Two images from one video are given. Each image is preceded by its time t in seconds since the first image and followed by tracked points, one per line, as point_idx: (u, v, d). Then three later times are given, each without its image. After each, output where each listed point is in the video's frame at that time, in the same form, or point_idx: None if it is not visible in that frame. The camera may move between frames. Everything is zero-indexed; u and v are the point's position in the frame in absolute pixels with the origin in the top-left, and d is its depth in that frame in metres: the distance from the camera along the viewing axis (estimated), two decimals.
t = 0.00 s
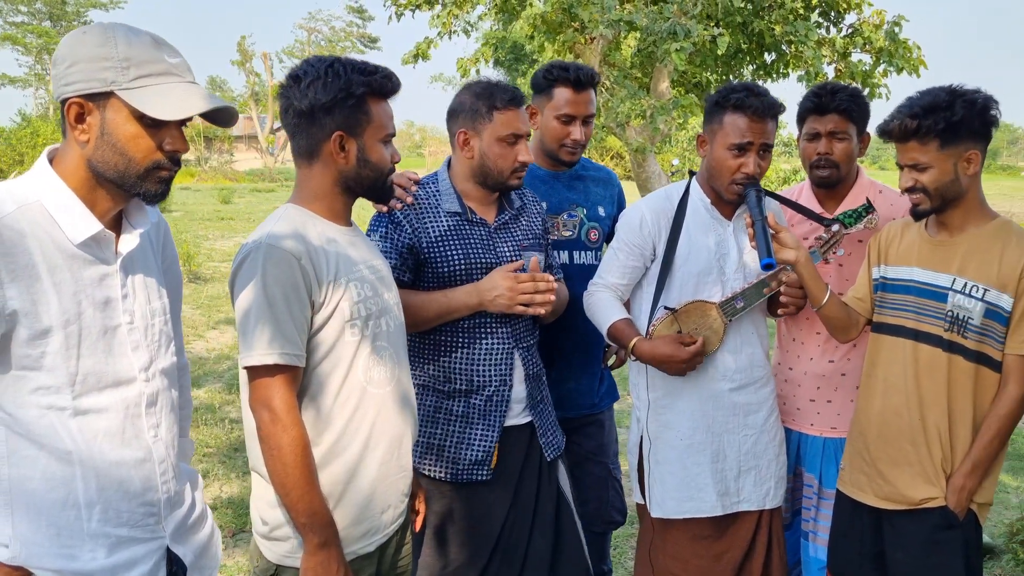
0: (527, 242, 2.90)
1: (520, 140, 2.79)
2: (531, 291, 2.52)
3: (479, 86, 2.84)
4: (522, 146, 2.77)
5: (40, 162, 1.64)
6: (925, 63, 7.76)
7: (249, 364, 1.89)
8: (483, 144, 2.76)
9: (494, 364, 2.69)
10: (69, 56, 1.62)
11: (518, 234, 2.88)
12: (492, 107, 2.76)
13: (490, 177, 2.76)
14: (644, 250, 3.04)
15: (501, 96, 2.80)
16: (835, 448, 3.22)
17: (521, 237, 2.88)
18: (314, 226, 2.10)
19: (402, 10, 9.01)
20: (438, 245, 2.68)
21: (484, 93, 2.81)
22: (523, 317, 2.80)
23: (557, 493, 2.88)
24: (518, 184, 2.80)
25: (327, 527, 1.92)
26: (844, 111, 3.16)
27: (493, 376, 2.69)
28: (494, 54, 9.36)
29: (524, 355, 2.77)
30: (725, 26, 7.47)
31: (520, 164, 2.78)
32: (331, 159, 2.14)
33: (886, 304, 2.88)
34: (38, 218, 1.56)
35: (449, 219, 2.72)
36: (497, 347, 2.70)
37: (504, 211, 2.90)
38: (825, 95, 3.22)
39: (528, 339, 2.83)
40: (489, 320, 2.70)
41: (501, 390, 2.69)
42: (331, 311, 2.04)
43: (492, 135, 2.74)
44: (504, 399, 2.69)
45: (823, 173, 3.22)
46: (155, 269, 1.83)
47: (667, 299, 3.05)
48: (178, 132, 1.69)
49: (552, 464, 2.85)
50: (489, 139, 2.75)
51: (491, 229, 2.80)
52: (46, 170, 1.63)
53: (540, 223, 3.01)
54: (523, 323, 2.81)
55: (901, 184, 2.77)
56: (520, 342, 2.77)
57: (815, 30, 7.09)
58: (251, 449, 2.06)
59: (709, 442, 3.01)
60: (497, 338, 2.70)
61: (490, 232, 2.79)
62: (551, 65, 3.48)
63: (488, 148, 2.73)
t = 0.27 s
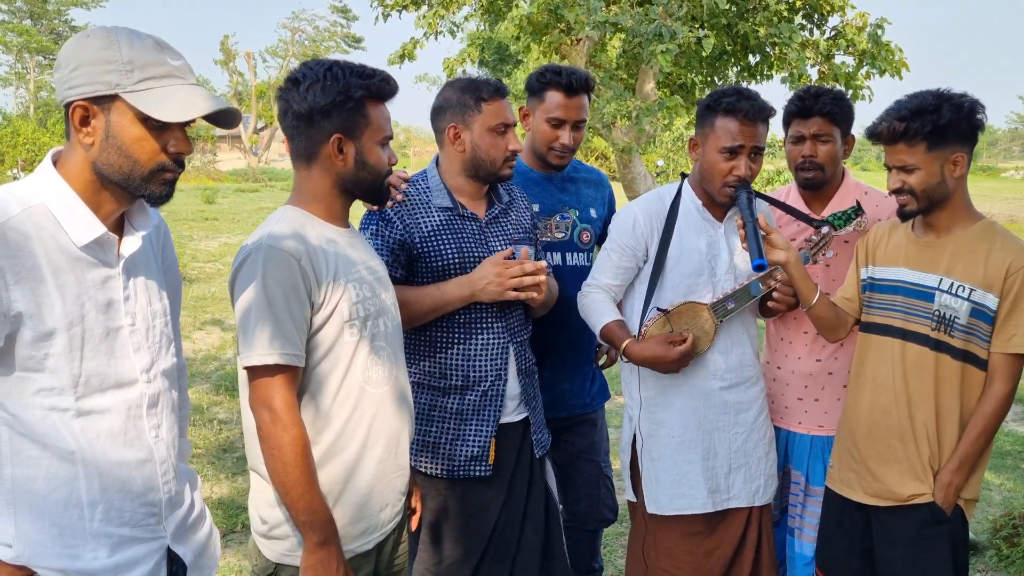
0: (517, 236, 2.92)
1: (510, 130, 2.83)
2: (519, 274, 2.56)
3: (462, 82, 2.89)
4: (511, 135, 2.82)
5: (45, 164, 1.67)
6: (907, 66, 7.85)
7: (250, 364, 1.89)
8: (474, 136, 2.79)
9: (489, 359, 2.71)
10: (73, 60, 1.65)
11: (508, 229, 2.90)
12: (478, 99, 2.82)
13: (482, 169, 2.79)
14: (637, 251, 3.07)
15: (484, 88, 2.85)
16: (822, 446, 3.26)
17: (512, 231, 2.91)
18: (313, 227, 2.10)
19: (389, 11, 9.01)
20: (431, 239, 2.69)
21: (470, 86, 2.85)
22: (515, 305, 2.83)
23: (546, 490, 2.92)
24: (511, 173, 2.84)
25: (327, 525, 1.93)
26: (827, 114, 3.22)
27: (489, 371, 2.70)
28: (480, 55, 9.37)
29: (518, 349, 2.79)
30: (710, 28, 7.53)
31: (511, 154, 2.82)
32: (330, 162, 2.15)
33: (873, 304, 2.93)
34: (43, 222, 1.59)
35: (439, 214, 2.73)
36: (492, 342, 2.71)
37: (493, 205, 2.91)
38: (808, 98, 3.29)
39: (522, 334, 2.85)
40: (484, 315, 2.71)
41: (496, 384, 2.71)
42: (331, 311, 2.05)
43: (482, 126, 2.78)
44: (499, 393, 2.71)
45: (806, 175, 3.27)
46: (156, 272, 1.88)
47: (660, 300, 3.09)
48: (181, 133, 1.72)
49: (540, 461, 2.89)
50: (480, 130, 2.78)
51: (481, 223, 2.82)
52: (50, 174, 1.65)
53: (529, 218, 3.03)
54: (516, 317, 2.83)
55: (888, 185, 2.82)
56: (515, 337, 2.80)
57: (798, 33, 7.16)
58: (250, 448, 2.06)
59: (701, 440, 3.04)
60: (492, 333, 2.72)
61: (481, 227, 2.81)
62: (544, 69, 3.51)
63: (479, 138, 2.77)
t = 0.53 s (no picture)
0: (513, 244, 2.94)
1: (511, 144, 2.84)
2: (521, 291, 2.57)
3: (468, 91, 2.87)
4: (512, 149, 2.83)
5: (46, 164, 1.69)
6: (890, 67, 7.92)
7: (249, 362, 1.90)
8: (476, 148, 2.79)
9: (487, 363, 2.73)
10: (68, 61, 1.66)
11: (505, 236, 2.92)
12: (484, 113, 2.80)
13: (481, 181, 2.81)
14: (629, 250, 3.10)
15: (491, 101, 2.83)
16: (816, 446, 3.30)
17: (508, 239, 2.93)
18: (312, 227, 2.11)
19: (376, 10, 8.98)
20: (429, 247, 2.70)
21: (475, 98, 2.83)
22: (513, 315, 2.84)
23: (546, 487, 2.93)
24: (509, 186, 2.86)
25: (325, 521, 1.94)
26: (820, 116, 3.26)
27: (487, 375, 2.72)
28: (467, 55, 9.37)
29: (515, 353, 2.81)
30: (696, 29, 7.57)
31: (511, 167, 2.83)
32: (327, 162, 2.16)
33: (862, 302, 2.97)
34: (44, 223, 1.60)
35: (438, 221, 2.75)
36: (489, 346, 2.73)
37: (490, 212, 2.94)
38: (799, 101, 3.34)
39: (519, 338, 2.87)
40: (481, 320, 2.72)
41: (494, 388, 2.73)
42: (329, 310, 2.06)
43: (486, 139, 2.78)
44: (497, 397, 2.73)
45: (802, 177, 3.31)
46: (155, 273, 1.89)
47: (652, 299, 3.11)
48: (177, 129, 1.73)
49: (540, 462, 2.90)
50: (482, 143, 2.78)
51: (478, 231, 2.83)
52: (51, 175, 1.66)
53: (525, 224, 3.06)
54: (513, 323, 2.84)
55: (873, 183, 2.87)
56: (512, 341, 2.81)
57: (784, 34, 7.21)
58: (248, 446, 2.07)
59: (692, 437, 3.07)
60: (490, 338, 2.74)
61: (478, 234, 2.83)
62: (536, 70, 3.53)
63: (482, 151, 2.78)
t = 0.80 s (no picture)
0: (509, 235, 2.95)
1: (503, 131, 2.86)
2: (515, 272, 2.60)
3: (458, 83, 2.91)
4: (505, 136, 2.85)
5: (47, 161, 1.73)
6: (876, 68, 7.99)
7: (250, 359, 1.91)
8: (469, 136, 2.81)
9: (485, 355, 2.74)
10: (62, 62, 1.70)
11: (500, 228, 2.93)
12: (474, 100, 2.82)
13: (475, 169, 2.82)
14: (622, 249, 3.12)
15: (480, 89, 2.86)
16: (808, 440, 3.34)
17: (504, 230, 2.94)
18: (312, 225, 2.12)
19: (364, 9, 8.96)
20: (426, 239, 2.71)
21: (465, 87, 2.86)
22: (508, 304, 2.86)
23: (542, 484, 2.95)
24: (503, 174, 2.87)
25: (324, 516, 1.95)
26: (821, 119, 3.30)
27: (485, 367, 2.74)
28: (456, 55, 9.37)
29: (512, 345, 2.83)
30: (683, 30, 7.60)
31: (504, 154, 2.84)
32: (326, 160, 2.16)
33: (851, 300, 3.01)
34: (48, 220, 1.64)
35: (434, 213, 2.76)
36: (487, 339, 2.74)
37: (485, 205, 2.96)
38: (802, 102, 3.37)
39: (515, 330, 2.89)
40: (479, 312, 2.74)
41: (492, 380, 2.74)
42: (329, 308, 2.07)
43: (478, 127, 2.80)
44: (495, 389, 2.75)
45: (797, 177, 3.35)
46: (155, 270, 1.94)
47: (644, 296, 3.14)
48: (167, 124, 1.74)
49: (536, 458, 2.93)
50: (475, 131, 2.80)
51: (474, 222, 2.85)
52: (52, 172, 1.70)
53: (520, 217, 3.08)
54: (509, 315, 2.86)
55: (861, 180, 2.91)
56: (509, 333, 2.83)
57: (770, 35, 7.27)
58: (247, 442, 2.08)
59: (684, 434, 3.09)
60: (487, 330, 2.75)
61: (474, 226, 2.84)
62: (526, 72, 3.54)
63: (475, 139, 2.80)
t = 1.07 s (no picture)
0: (515, 239, 2.97)
1: (518, 140, 2.85)
2: (525, 283, 2.62)
3: (477, 86, 2.88)
4: (520, 145, 2.84)
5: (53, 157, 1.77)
6: (867, 68, 8.04)
7: (257, 355, 1.92)
8: (484, 142, 2.81)
9: (488, 355, 2.75)
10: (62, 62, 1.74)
11: (507, 232, 2.95)
12: (491, 107, 2.80)
13: (488, 175, 2.82)
14: (621, 247, 3.14)
15: (499, 96, 2.83)
16: (801, 436, 3.37)
17: (510, 234, 2.96)
18: (318, 223, 2.13)
19: (356, 8, 8.95)
20: (434, 240, 2.73)
21: (483, 92, 2.84)
22: (514, 308, 2.87)
23: (542, 481, 2.96)
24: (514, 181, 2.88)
25: (327, 511, 1.96)
26: (815, 120, 3.32)
27: (488, 367, 2.75)
28: (449, 54, 9.37)
29: (516, 346, 2.84)
30: (676, 29, 7.63)
31: (517, 163, 2.84)
32: (333, 160, 2.17)
33: (847, 298, 3.04)
34: (56, 218, 1.66)
35: (443, 215, 2.77)
36: (491, 339, 2.75)
37: (494, 207, 2.97)
38: (797, 102, 3.39)
39: (519, 331, 2.89)
40: (484, 313, 2.75)
41: (495, 380, 2.75)
42: (335, 306, 2.08)
43: (493, 134, 2.79)
44: (498, 389, 2.76)
45: (791, 177, 3.37)
46: (160, 266, 1.95)
47: (643, 295, 3.16)
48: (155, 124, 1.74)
49: (539, 453, 2.94)
50: (490, 137, 2.79)
51: (482, 225, 2.86)
52: (58, 170, 1.73)
53: (527, 220, 3.09)
54: (514, 317, 2.87)
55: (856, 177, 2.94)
56: (513, 334, 2.84)
57: (762, 35, 7.31)
58: (251, 437, 2.09)
59: (681, 431, 3.11)
60: (491, 330, 2.76)
61: (482, 229, 2.85)
62: (521, 72, 3.53)
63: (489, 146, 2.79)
